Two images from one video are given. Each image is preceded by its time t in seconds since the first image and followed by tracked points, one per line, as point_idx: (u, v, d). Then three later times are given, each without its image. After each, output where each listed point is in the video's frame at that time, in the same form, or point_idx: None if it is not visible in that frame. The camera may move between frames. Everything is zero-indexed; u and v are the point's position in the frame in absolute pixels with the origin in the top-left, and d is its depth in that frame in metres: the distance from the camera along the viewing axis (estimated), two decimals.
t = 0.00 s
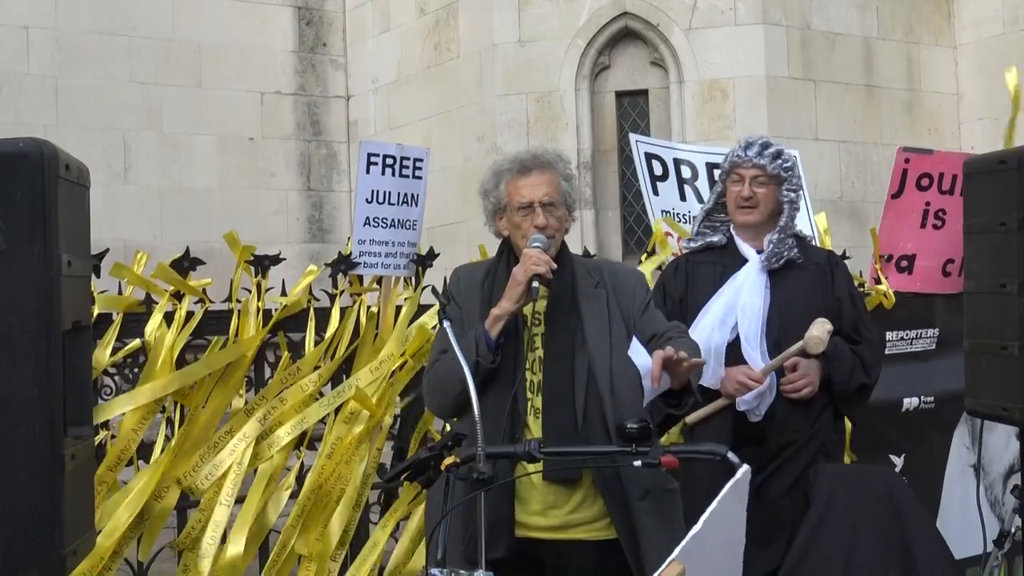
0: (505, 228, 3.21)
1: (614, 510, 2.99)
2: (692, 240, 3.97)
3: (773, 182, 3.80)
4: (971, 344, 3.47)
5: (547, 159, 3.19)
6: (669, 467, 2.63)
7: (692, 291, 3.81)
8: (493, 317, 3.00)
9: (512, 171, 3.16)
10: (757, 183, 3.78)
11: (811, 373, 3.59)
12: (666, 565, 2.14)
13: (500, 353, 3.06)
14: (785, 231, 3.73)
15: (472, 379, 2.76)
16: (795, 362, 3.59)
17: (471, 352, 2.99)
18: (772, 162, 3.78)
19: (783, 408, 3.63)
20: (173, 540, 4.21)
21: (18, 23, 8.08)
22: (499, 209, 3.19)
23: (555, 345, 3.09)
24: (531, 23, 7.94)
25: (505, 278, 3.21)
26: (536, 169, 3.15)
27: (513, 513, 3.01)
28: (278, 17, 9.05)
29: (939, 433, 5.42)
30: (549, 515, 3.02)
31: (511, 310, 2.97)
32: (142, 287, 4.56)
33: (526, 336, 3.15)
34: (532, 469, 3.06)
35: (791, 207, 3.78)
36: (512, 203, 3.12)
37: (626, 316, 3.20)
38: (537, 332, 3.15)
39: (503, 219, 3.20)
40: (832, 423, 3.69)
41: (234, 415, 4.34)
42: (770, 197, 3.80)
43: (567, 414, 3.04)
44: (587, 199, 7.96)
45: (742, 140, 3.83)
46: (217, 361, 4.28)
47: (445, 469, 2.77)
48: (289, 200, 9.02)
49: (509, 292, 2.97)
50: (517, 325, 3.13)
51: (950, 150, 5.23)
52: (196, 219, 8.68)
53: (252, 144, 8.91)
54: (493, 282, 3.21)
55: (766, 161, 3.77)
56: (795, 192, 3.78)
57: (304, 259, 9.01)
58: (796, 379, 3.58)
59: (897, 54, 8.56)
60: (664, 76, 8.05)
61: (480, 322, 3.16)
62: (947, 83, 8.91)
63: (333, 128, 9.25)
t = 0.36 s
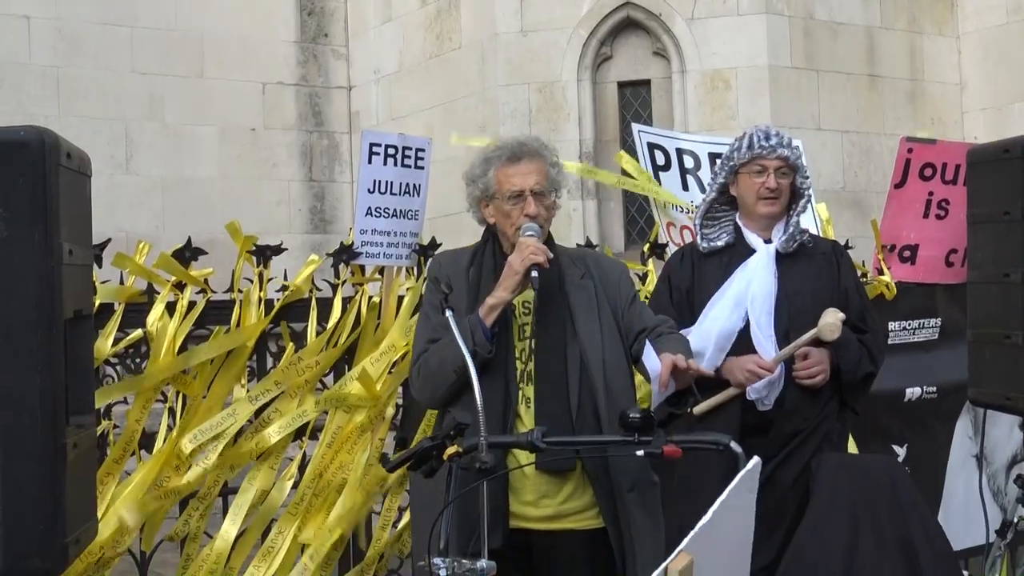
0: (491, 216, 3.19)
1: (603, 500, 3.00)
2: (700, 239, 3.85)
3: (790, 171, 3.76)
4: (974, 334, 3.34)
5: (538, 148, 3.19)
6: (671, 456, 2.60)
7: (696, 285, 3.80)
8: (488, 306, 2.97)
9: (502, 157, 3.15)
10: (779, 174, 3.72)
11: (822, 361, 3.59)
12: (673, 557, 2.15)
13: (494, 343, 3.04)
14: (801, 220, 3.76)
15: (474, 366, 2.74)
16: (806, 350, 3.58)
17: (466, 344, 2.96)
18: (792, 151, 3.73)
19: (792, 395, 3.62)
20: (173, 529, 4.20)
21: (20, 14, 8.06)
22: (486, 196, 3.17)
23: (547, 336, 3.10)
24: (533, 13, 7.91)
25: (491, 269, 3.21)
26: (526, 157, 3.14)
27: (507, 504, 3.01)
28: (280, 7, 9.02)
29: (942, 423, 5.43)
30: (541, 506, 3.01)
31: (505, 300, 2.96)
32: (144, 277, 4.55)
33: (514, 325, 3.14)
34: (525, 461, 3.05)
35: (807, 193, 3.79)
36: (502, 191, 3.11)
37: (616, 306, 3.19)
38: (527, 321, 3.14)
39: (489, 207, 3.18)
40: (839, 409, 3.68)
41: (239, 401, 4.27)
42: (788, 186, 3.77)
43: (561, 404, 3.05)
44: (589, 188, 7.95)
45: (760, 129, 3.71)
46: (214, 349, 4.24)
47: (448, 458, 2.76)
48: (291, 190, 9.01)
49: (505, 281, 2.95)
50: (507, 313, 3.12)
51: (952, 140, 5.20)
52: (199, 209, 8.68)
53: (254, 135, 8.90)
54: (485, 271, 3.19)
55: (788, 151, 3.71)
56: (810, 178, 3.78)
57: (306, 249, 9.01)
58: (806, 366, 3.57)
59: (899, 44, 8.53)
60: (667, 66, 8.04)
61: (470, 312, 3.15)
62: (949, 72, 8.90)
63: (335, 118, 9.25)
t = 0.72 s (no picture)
0: (484, 206, 3.19)
1: (598, 493, 3.01)
2: (712, 231, 3.82)
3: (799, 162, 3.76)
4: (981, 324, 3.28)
5: (533, 139, 3.20)
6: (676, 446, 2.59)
7: (704, 275, 3.78)
8: (488, 297, 2.93)
9: (497, 147, 3.14)
10: (791, 164, 3.72)
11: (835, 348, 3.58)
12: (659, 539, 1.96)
13: (494, 335, 3.02)
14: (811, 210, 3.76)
15: (478, 355, 2.74)
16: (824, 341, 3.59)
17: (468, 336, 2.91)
18: (802, 141, 3.73)
19: (803, 385, 3.61)
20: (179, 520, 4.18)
21: (25, 5, 8.06)
22: (480, 186, 3.16)
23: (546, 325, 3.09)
24: (538, 3, 7.89)
25: (485, 260, 3.20)
26: (523, 147, 3.14)
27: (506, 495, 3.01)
28: None
29: (947, 413, 5.47)
30: (539, 498, 3.03)
31: (507, 291, 2.91)
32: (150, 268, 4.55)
33: (508, 316, 3.14)
34: (522, 453, 3.06)
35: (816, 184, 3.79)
36: (498, 180, 3.11)
37: (606, 298, 3.23)
38: (521, 312, 3.15)
39: (482, 197, 3.18)
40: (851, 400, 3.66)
41: (243, 390, 4.27)
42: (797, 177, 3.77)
43: (558, 396, 3.03)
44: (594, 179, 7.95)
45: (771, 120, 3.70)
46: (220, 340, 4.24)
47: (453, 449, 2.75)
48: (296, 181, 9.01)
49: (504, 273, 2.91)
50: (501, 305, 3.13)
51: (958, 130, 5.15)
52: (205, 200, 8.68)
53: (259, 126, 8.90)
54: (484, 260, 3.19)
55: (799, 141, 3.71)
56: (818, 169, 3.78)
57: (311, 240, 9.01)
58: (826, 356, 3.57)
59: (905, 33, 8.51)
60: (672, 56, 8.02)
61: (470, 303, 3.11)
62: (955, 62, 8.86)
63: (339, 109, 9.25)
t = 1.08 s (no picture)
0: (480, 202, 3.19)
1: (598, 486, 3.03)
2: (723, 224, 3.81)
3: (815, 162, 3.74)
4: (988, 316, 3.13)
5: (526, 134, 3.20)
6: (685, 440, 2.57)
7: (716, 271, 3.76)
8: (484, 296, 2.95)
9: (491, 145, 3.15)
10: (806, 164, 3.70)
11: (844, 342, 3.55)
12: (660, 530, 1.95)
13: (491, 331, 3.05)
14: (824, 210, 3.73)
15: (486, 353, 2.77)
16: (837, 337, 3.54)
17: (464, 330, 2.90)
18: (819, 143, 3.71)
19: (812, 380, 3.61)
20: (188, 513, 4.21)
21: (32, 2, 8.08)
22: (475, 182, 3.16)
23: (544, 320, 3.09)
24: None
25: (479, 255, 3.18)
26: (516, 144, 3.15)
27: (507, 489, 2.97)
28: None
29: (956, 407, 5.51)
30: (540, 492, 3.03)
31: (504, 289, 2.93)
32: (158, 263, 4.55)
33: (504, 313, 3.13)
34: (523, 448, 3.06)
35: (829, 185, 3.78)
36: (492, 176, 3.11)
37: (604, 295, 3.23)
38: (518, 307, 3.14)
39: (478, 193, 3.18)
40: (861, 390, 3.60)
41: (246, 385, 4.24)
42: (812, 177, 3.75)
43: (559, 390, 3.03)
44: (601, 173, 7.94)
45: (789, 118, 3.67)
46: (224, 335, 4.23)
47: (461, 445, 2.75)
48: (302, 176, 9.01)
49: (502, 271, 2.92)
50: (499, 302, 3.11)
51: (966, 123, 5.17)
52: (211, 195, 8.69)
53: (266, 121, 8.90)
54: (483, 254, 3.19)
55: (816, 143, 3.69)
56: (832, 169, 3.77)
57: (318, 235, 9.01)
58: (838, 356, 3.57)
59: (913, 26, 8.49)
60: (679, 51, 8.01)
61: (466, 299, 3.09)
62: (962, 55, 8.81)
63: (345, 104, 9.20)
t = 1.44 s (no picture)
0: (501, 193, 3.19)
1: (605, 477, 3.01)
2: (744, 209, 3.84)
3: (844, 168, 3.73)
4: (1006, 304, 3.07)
5: (545, 123, 3.18)
6: (703, 430, 2.58)
7: (735, 260, 3.78)
8: (489, 285, 3.00)
9: (505, 135, 3.15)
10: (834, 173, 3.69)
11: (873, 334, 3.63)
12: (686, 523, 2.04)
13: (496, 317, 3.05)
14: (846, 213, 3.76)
15: (501, 337, 2.71)
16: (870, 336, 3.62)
17: (464, 318, 2.98)
18: (851, 152, 3.69)
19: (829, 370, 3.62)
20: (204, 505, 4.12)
21: None
22: (495, 173, 3.17)
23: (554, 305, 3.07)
24: None
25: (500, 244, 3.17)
26: (531, 133, 3.12)
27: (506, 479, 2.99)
28: None
29: (971, 396, 5.53)
30: (545, 482, 3.02)
31: (506, 278, 2.98)
32: (174, 255, 4.54)
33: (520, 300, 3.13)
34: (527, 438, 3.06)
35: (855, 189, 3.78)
36: (505, 167, 3.10)
37: (622, 282, 3.21)
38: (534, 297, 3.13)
39: (499, 183, 3.18)
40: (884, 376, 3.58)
41: (267, 376, 4.19)
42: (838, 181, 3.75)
43: (566, 375, 3.04)
44: (615, 164, 7.93)
45: (825, 128, 3.63)
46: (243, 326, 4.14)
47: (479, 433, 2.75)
48: (316, 167, 9.01)
49: (503, 261, 2.97)
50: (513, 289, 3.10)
51: (979, 113, 5.09)
52: (226, 187, 8.70)
53: (279, 113, 8.91)
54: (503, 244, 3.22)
55: (848, 153, 3.66)
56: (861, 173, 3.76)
57: (332, 227, 9.01)
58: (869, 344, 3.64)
59: (927, 15, 8.45)
60: (693, 40, 7.99)
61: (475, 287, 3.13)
62: (977, 43, 8.76)
63: (359, 96, 9.23)
